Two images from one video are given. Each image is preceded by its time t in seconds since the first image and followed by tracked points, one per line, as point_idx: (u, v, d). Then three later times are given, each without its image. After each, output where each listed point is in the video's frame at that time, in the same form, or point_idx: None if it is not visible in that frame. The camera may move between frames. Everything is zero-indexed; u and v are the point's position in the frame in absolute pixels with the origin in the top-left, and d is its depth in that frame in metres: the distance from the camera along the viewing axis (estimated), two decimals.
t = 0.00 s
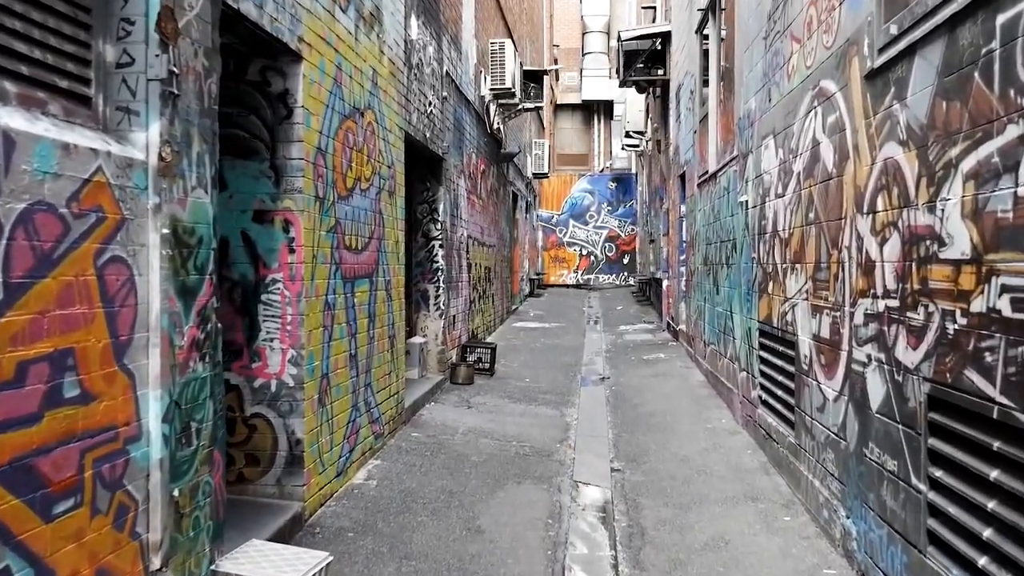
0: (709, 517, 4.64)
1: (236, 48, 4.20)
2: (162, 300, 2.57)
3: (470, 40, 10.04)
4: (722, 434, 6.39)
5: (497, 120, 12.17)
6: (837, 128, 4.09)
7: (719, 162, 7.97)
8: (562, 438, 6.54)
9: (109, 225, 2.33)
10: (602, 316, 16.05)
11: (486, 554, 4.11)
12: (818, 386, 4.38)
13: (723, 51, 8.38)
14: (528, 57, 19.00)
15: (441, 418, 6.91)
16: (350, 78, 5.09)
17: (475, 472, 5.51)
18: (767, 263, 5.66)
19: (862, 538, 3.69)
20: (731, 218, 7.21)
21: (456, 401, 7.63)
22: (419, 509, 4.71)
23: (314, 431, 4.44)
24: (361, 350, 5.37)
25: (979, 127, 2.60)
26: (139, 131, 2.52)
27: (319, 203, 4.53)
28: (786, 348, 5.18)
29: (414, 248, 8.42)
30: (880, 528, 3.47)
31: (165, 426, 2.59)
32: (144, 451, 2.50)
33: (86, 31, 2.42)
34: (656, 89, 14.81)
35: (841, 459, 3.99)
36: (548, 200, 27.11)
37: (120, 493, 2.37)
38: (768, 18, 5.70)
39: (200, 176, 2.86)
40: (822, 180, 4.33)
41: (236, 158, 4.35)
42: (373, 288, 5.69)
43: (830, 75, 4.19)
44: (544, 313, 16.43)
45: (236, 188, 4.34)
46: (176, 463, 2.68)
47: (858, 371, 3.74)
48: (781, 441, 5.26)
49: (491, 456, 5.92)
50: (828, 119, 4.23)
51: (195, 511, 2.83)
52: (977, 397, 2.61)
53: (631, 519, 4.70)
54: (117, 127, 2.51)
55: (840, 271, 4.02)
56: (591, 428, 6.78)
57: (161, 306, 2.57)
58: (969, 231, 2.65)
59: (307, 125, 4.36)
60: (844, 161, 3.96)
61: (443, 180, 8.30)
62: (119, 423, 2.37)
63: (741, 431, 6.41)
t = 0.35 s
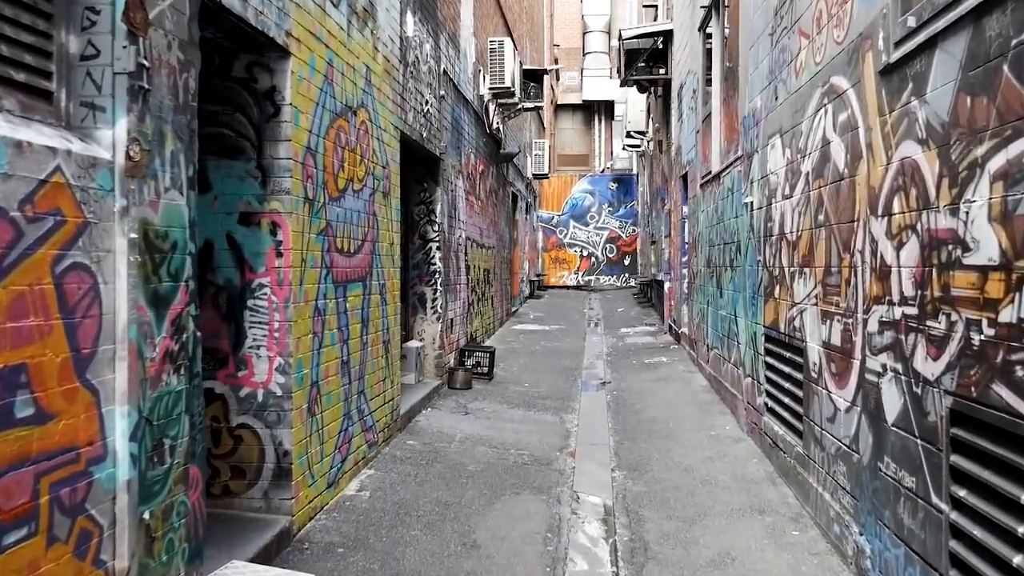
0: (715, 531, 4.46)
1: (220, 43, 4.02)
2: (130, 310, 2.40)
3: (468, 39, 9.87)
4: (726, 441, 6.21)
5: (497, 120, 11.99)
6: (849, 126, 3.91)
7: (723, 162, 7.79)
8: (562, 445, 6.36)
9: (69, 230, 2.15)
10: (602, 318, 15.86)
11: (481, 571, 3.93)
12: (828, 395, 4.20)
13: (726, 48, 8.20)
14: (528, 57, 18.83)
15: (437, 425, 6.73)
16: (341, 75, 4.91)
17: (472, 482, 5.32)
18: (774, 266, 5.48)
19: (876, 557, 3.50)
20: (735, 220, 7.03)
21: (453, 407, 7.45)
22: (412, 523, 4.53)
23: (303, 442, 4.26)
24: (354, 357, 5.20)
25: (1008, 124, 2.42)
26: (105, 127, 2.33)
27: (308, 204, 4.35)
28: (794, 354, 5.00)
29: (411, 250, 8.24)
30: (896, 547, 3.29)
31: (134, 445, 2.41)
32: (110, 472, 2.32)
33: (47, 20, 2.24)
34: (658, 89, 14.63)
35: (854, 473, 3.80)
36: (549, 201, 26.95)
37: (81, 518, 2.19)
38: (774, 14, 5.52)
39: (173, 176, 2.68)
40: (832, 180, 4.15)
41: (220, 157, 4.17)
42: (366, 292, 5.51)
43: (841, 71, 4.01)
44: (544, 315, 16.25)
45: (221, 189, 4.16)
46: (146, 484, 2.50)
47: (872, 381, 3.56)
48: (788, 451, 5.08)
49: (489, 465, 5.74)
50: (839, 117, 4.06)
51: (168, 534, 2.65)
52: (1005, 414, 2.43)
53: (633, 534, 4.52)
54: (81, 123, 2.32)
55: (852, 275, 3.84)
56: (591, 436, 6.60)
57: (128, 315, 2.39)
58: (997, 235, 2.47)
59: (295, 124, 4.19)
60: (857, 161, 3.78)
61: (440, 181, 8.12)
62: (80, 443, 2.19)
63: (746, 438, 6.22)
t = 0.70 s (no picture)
0: (718, 541, 4.30)
1: (205, 32, 3.87)
2: (95, 310, 2.24)
3: (467, 35, 9.71)
4: (729, 446, 6.05)
5: (496, 117, 11.82)
6: (859, 120, 3.75)
7: (726, 160, 7.64)
8: (560, 450, 6.20)
9: (25, 223, 1.99)
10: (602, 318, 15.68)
11: None
12: (837, 401, 4.04)
13: (729, 44, 8.04)
14: (528, 55, 18.65)
15: (433, 429, 6.57)
16: (333, 68, 4.75)
17: (467, 488, 5.16)
18: (779, 266, 5.32)
19: (888, 571, 3.34)
20: (739, 219, 6.87)
21: (450, 409, 7.29)
22: (405, 531, 4.37)
23: (291, 448, 4.10)
24: (346, 359, 5.04)
25: None
26: (68, 115, 2.18)
27: (296, 201, 4.20)
28: (800, 357, 4.84)
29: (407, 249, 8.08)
30: (909, 561, 3.13)
31: (99, 455, 2.25)
32: (72, 484, 2.16)
33: None
34: (659, 87, 14.47)
35: (865, 482, 3.64)
36: (549, 201, 26.81)
37: (38, 535, 2.03)
38: (779, 6, 5.37)
39: (145, 168, 2.52)
40: (841, 177, 3.99)
41: (205, 151, 4.01)
42: (359, 292, 5.34)
43: (852, 63, 3.85)
44: (544, 315, 16.10)
45: (205, 185, 3.99)
46: (114, 496, 2.34)
47: (884, 385, 3.39)
48: (794, 457, 4.91)
49: (485, 470, 5.58)
50: (849, 111, 3.89)
51: (138, 549, 2.49)
52: None
53: (633, 543, 4.35)
54: (43, 110, 2.17)
55: (863, 275, 3.68)
56: (591, 440, 6.43)
57: (93, 316, 2.23)
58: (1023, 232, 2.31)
59: (283, 117, 4.03)
60: (868, 156, 3.62)
61: (438, 179, 7.96)
62: (38, 454, 2.03)
63: (750, 443, 6.06)
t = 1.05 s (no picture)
0: (722, 556, 4.12)
1: (185, 24, 3.70)
2: (48, 320, 2.09)
3: (465, 32, 9.54)
4: (733, 454, 5.87)
5: (495, 116, 11.65)
6: (870, 117, 3.58)
7: (729, 160, 7.47)
8: (559, 458, 6.02)
9: None
10: (603, 320, 15.48)
11: None
12: (846, 411, 3.86)
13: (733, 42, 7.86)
14: (529, 54, 18.45)
15: (428, 435, 6.39)
16: (322, 63, 4.58)
17: (461, 499, 4.98)
18: (784, 269, 5.14)
19: None
20: (743, 220, 6.68)
21: (446, 415, 7.12)
22: (395, 546, 4.19)
23: (275, 459, 3.93)
24: (336, 365, 4.86)
25: None
26: (19, 108, 2.02)
27: (282, 201, 4.03)
28: (806, 364, 4.66)
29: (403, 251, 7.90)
30: None
31: (53, 477, 2.10)
32: (23, 508, 2.01)
33: None
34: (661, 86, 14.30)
35: (877, 498, 3.46)
36: (550, 202, 26.72)
37: None
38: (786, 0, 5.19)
39: (108, 166, 2.36)
40: (851, 177, 3.81)
41: (186, 149, 3.83)
42: (351, 295, 5.17)
43: (863, 57, 3.67)
44: (544, 317, 15.91)
45: (186, 184, 3.82)
46: (71, 519, 2.19)
47: (898, 397, 3.22)
48: (800, 468, 4.73)
49: (481, 479, 5.40)
50: (860, 108, 3.71)
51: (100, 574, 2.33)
52: None
53: (634, 558, 4.17)
54: None
55: (875, 281, 3.50)
56: (590, 447, 6.25)
57: (46, 327, 2.08)
58: None
59: (268, 113, 3.86)
60: (881, 155, 3.44)
61: (434, 178, 7.79)
62: None
63: (754, 451, 5.88)
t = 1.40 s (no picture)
0: (727, 572, 3.96)
1: (166, 21, 3.56)
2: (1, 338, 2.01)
3: (463, 31, 9.38)
4: (737, 462, 5.71)
5: (494, 116, 11.50)
6: (881, 115, 3.42)
7: (731, 160, 7.31)
8: (558, 466, 5.87)
9: None
10: (604, 322, 15.30)
11: None
12: (857, 422, 3.70)
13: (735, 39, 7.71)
14: (528, 54, 18.32)
15: (424, 443, 6.24)
16: (312, 61, 4.43)
17: (457, 511, 4.83)
18: (790, 272, 4.98)
19: None
20: (746, 222, 6.53)
21: (443, 422, 6.96)
22: (387, 562, 4.03)
23: (262, 473, 3.77)
24: (327, 374, 4.70)
25: None
26: None
27: (269, 205, 3.88)
28: (813, 371, 4.50)
29: (400, 254, 7.75)
30: None
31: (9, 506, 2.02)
32: None
33: None
34: (661, 85, 14.15)
35: (890, 514, 3.30)
36: (550, 202, 26.49)
37: None
38: None
39: (69, 169, 2.26)
40: (861, 177, 3.65)
41: (168, 151, 3.69)
42: (343, 300, 5.02)
43: (873, 53, 3.51)
44: (544, 318, 15.74)
45: (168, 188, 3.68)
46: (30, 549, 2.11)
47: (913, 410, 3.06)
48: (808, 479, 4.57)
49: (478, 490, 5.25)
50: (870, 106, 3.56)
51: None
52: None
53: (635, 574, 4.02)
54: None
55: (887, 287, 3.34)
56: (591, 455, 6.09)
57: None
58: None
59: (253, 114, 3.71)
60: (893, 155, 3.28)
61: (431, 180, 7.63)
62: None
63: (759, 459, 5.72)
